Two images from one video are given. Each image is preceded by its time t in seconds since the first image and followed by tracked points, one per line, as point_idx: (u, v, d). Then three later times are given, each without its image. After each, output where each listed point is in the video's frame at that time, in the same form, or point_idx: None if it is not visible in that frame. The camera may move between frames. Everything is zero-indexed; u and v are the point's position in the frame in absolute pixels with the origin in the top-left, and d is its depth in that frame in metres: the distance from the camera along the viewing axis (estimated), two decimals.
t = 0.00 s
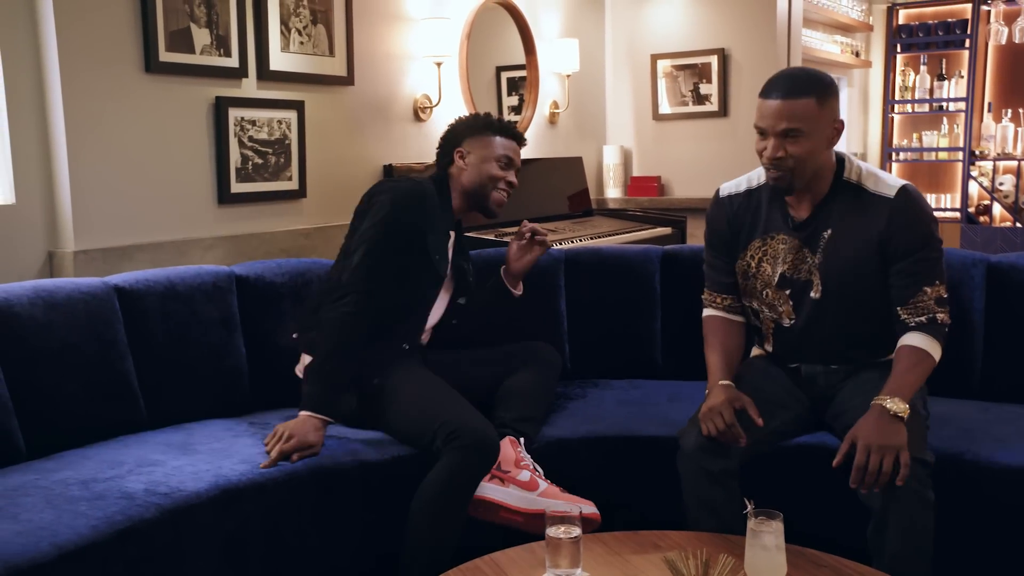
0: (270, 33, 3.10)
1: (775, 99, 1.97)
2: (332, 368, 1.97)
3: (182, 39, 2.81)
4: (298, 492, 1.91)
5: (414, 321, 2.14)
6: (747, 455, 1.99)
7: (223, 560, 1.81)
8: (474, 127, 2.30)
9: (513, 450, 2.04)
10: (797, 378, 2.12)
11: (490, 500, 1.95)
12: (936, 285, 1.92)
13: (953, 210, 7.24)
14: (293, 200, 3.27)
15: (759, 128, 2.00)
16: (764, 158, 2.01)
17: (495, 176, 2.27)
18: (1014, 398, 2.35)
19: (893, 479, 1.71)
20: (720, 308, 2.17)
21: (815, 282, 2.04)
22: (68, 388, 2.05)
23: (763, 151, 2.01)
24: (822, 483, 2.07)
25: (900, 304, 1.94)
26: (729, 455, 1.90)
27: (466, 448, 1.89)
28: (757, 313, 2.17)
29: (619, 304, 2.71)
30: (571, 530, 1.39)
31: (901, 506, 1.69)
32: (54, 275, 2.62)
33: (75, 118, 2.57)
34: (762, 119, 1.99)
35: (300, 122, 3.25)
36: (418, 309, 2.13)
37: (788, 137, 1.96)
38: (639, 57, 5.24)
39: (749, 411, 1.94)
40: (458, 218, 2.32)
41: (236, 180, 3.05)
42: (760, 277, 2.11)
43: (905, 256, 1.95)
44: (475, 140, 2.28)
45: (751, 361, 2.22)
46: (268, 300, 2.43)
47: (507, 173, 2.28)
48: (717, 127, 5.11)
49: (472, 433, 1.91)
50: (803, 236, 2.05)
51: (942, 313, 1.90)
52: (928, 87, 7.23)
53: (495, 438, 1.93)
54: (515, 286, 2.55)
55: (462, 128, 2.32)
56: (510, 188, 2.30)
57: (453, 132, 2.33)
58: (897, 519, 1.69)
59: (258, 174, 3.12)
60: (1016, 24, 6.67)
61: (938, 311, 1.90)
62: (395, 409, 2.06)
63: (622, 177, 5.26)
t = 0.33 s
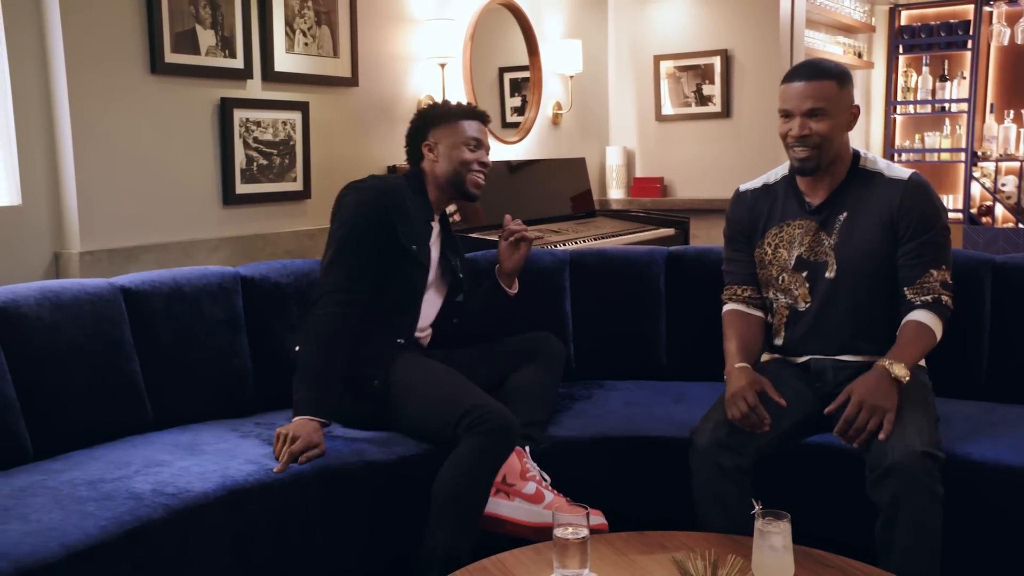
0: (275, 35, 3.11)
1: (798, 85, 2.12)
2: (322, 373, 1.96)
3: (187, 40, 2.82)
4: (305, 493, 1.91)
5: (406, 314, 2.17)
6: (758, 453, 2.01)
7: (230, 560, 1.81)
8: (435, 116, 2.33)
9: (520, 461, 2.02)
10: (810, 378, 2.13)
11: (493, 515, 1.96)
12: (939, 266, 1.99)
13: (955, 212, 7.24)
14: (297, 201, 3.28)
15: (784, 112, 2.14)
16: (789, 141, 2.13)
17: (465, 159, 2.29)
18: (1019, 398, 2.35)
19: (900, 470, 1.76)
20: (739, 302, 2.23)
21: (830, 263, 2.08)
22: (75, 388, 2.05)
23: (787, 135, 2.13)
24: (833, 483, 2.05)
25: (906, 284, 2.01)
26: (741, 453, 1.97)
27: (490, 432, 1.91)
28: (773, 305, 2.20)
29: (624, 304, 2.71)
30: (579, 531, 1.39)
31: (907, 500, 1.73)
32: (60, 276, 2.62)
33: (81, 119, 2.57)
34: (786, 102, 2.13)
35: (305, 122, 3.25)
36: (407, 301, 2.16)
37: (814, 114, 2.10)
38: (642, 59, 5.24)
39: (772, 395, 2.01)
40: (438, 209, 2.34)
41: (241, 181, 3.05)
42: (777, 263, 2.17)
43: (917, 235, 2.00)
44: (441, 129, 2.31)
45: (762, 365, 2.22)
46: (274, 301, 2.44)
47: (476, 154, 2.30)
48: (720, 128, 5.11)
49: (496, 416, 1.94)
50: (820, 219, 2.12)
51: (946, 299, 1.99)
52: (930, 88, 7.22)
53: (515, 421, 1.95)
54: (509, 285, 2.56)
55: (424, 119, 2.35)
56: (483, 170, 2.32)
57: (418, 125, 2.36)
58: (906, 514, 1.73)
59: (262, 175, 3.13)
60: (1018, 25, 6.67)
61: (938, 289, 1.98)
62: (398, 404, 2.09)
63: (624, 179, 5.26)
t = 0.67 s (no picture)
0: (280, 35, 3.11)
1: (811, 80, 2.16)
2: (297, 388, 1.99)
3: (192, 40, 2.82)
4: (312, 493, 1.91)
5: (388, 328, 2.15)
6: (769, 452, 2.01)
7: (239, 560, 1.81)
8: (393, 110, 2.29)
9: (524, 481, 1.97)
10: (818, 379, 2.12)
11: (500, 538, 1.93)
12: (952, 260, 2.02)
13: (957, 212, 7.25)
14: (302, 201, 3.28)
15: (800, 105, 2.18)
16: (802, 134, 2.16)
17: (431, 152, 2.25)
18: None
19: (899, 454, 1.77)
20: (746, 301, 2.23)
21: (845, 254, 2.08)
22: (82, 389, 2.05)
23: (801, 129, 2.16)
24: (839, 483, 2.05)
25: (924, 277, 2.02)
26: (752, 451, 1.97)
27: (489, 430, 1.92)
28: (785, 300, 2.21)
29: (629, 305, 2.71)
30: (586, 530, 1.38)
31: (906, 485, 1.75)
32: (66, 276, 2.63)
33: (87, 120, 2.58)
34: (803, 95, 2.17)
35: (309, 123, 3.26)
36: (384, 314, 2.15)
37: (828, 106, 2.13)
38: (645, 59, 5.25)
39: (764, 386, 2.05)
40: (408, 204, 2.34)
41: (246, 181, 3.06)
42: (790, 257, 2.17)
43: (932, 228, 2.03)
44: (402, 125, 2.26)
45: (771, 365, 2.22)
46: (279, 301, 2.44)
47: (443, 147, 2.27)
48: (723, 128, 5.11)
49: (495, 414, 1.95)
50: (834, 211, 2.12)
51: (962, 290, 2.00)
52: (933, 88, 7.23)
53: (513, 419, 1.97)
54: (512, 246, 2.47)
55: (381, 111, 2.31)
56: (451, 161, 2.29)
57: (384, 108, 2.31)
58: (904, 498, 1.74)
59: (267, 175, 3.13)
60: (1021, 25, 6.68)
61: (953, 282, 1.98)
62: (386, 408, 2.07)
63: (627, 179, 5.26)
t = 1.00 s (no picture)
0: (284, 35, 3.11)
1: (812, 79, 2.14)
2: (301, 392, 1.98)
3: (197, 41, 2.83)
4: (318, 493, 1.91)
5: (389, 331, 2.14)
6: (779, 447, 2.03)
7: (246, 560, 1.82)
8: (387, 104, 2.28)
9: (532, 489, 1.93)
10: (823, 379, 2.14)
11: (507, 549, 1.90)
12: (970, 258, 1.97)
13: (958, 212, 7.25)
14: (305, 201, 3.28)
15: (798, 105, 2.16)
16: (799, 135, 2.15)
17: (427, 148, 2.26)
18: None
19: (893, 451, 1.78)
20: (738, 299, 2.30)
21: (845, 259, 2.09)
22: (88, 389, 2.06)
23: (799, 129, 2.15)
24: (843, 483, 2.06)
25: (941, 282, 1.98)
26: (763, 447, 1.98)
27: (489, 450, 1.91)
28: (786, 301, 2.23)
29: (633, 305, 2.71)
30: (594, 530, 1.38)
31: (897, 481, 1.75)
32: (70, 277, 2.63)
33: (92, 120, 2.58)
34: (802, 95, 2.15)
35: (313, 123, 3.26)
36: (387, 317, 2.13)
37: (825, 107, 2.11)
38: (647, 59, 5.25)
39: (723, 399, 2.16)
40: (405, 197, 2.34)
41: (251, 182, 3.06)
42: (790, 260, 2.18)
43: (937, 233, 2.00)
44: (396, 121, 2.26)
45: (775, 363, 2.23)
46: (285, 301, 2.44)
47: (437, 142, 2.28)
48: (725, 129, 5.12)
49: (497, 432, 1.93)
50: (834, 214, 2.12)
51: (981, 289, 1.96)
52: (934, 88, 7.24)
53: (516, 438, 1.95)
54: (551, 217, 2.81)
55: (375, 104, 2.30)
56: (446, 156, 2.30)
57: (375, 102, 2.30)
58: (894, 493, 1.75)
59: (271, 176, 3.13)
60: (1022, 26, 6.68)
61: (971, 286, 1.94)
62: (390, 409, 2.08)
63: (628, 179, 5.25)
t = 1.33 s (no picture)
0: (287, 36, 3.12)
1: (795, 96, 2.11)
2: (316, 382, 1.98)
3: (201, 42, 2.83)
4: (324, 494, 1.92)
5: (397, 320, 2.19)
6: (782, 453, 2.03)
7: (251, 560, 1.82)
8: (410, 108, 2.32)
9: (538, 503, 1.89)
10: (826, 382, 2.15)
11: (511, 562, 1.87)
12: (971, 263, 1.94)
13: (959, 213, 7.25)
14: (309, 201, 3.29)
15: (781, 122, 2.13)
16: (784, 153, 2.13)
17: (443, 155, 2.28)
18: None
19: (898, 461, 1.78)
20: (735, 303, 2.31)
21: (838, 275, 2.08)
22: (93, 389, 2.06)
23: (783, 148, 2.13)
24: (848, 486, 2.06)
25: (941, 290, 1.98)
26: (768, 452, 1.98)
27: (490, 447, 1.92)
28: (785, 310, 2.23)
29: (637, 306, 2.72)
30: (600, 529, 1.39)
31: (903, 491, 1.76)
32: (75, 277, 2.63)
33: (96, 120, 2.58)
34: (784, 112, 2.13)
35: (317, 124, 3.26)
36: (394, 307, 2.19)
37: (808, 127, 2.09)
38: (649, 60, 5.26)
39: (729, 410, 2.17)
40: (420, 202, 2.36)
41: (254, 182, 3.06)
42: (784, 273, 2.18)
43: (933, 240, 1.99)
44: (416, 125, 2.29)
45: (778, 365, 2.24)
46: (289, 302, 2.45)
47: (454, 149, 2.30)
48: (726, 129, 5.12)
49: (500, 429, 1.93)
50: (826, 228, 2.11)
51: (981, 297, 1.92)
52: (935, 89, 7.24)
53: (519, 431, 1.96)
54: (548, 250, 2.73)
55: (399, 110, 2.34)
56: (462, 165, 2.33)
57: (399, 108, 2.34)
58: (899, 503, 1.75)
59: (275, 176, 3.14)
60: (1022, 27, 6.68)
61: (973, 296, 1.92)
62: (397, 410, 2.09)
63: (629, 180, 5.26)
